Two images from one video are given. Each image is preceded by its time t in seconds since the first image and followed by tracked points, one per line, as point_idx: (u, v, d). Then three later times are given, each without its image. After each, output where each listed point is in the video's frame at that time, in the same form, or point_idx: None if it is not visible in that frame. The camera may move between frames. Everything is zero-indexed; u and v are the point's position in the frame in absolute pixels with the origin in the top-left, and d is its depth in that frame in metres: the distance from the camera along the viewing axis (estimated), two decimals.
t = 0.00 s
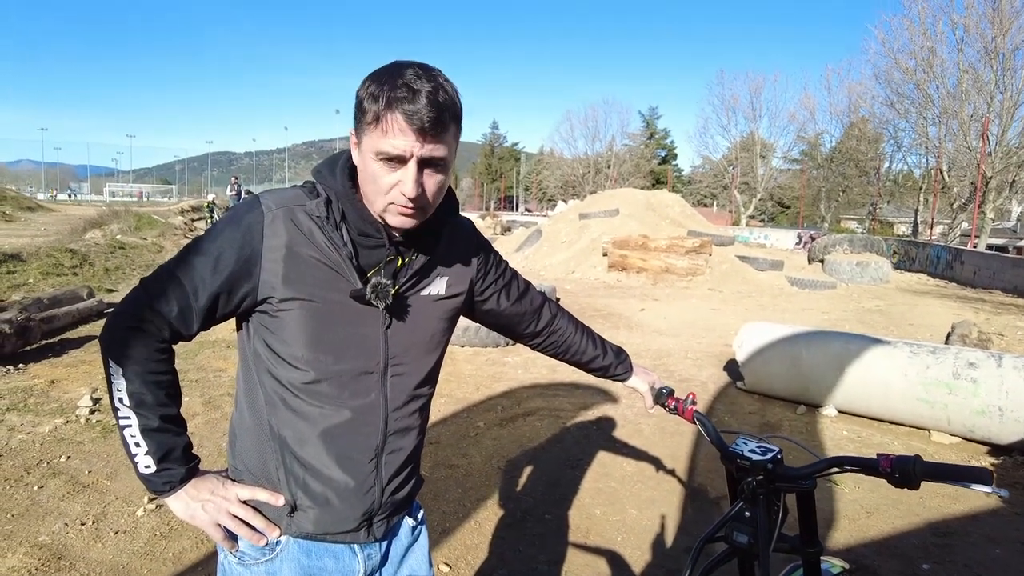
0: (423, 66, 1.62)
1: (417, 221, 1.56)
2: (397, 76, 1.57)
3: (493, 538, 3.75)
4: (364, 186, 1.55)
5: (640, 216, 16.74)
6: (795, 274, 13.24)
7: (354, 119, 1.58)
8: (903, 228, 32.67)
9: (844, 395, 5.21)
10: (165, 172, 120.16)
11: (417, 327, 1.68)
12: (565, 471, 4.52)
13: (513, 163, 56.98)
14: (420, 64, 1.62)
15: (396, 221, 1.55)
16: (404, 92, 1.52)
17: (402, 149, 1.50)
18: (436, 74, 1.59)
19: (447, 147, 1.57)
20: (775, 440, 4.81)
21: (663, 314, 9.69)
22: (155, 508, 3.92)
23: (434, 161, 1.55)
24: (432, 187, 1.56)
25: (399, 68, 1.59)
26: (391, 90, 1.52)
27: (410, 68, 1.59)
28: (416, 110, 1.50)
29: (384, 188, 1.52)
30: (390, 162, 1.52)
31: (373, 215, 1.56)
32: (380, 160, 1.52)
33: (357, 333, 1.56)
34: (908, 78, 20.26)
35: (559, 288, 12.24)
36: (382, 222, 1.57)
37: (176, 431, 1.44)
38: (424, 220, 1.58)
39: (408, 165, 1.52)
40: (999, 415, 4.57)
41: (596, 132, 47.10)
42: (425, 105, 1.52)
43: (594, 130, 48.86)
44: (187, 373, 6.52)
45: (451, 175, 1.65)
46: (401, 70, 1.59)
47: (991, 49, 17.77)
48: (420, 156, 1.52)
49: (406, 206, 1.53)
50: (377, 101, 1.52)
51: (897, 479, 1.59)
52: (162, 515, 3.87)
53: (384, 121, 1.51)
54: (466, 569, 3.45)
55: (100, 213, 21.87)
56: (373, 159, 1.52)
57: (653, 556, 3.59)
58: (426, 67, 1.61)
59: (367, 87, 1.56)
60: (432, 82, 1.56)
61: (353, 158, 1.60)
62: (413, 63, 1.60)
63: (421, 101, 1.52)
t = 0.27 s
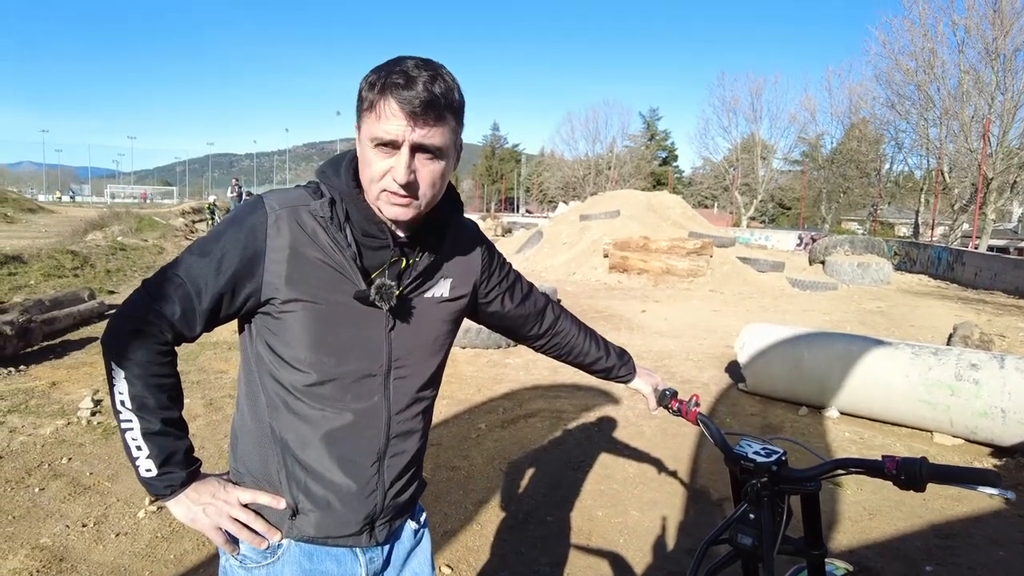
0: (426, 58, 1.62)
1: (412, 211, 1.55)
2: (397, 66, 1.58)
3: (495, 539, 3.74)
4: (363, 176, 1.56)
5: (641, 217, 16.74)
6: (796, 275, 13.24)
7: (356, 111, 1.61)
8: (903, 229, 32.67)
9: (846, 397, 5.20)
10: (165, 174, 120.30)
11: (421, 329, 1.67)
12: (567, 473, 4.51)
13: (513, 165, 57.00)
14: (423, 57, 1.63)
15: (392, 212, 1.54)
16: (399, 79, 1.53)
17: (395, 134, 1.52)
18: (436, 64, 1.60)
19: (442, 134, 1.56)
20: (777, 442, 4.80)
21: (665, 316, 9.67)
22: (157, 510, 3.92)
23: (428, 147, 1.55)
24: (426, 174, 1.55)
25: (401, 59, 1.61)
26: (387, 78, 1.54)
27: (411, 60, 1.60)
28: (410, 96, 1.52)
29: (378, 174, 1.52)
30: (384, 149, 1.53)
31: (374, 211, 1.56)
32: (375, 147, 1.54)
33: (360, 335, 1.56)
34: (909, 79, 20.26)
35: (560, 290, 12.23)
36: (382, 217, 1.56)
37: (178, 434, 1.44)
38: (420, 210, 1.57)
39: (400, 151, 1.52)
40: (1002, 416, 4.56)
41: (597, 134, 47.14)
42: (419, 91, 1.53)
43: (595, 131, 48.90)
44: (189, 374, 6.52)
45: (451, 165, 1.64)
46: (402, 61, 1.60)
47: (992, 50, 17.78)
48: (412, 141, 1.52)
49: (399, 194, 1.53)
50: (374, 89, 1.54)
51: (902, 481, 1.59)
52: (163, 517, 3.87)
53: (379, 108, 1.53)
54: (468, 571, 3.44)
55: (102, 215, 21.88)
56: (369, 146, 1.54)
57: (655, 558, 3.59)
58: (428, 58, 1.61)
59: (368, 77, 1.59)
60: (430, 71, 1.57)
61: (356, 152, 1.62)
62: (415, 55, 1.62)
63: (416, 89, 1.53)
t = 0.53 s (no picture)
0: (432, 63, 1.64)
1: (408, 211, 1.55)
2: (402, 69, 1.60)
3: (496, 541, 3.74)
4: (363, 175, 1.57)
5: (642, 218, 16.73)
6: (797, 277, 13.24)
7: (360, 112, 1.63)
8: (904, 230, 32.66)
9: (847, 398, 5.19)
10: (166, 176, 120.41)
11: (424, 330, 1.67)
12: (568, 474, 4.51)
13: (514, 166, 57.02)
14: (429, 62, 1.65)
15: (388, 212, 1.54)
16: (401, 80, 1.55)
17: (393, 134, 1.53)
18: (441, 68, 1.62)
19: (441, 136, 1.57)
20: (778, 442, 4.80)
21: (665, 317, 9.67)
22: (157, 512, 3.91)
23: (425, 148, 1.55)
24: (422, 174, 1.56)
25: (408, 63, 1.63)
26: (390, 78, 1.56)
27: (417, 64, 1.62)
28: (410, 96, 1.53)
29: (375, 173, 1.53)
30: (382, 148, 1.54)
31: (374, 212, 1.56)
32: (374, 146, 1.55)
33: (363, 337, 1.56)
34: (909, 80, 20.26)
35: (561, 291, 12.24)
36: (381, 218, 1.56)
37: (180, 437, 1.44)
38: (416, 211, 1.57)
39: (397, 151, 1.53)
40: (1003, 418, 4.55)
41: (597, 135, 47.17)
42: (420, 92, 1.54)
43: (595, 132, 48.91)
44: (189, 376, 6.52)
45: (452, 168, 1.64)
46: (408, 65, 1.62)
47: (992, 51, 17.78)
48: (409, 141, 1.53)
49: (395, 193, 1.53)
50: (377, 88, 1.57)
51: (904, 481, 1.59)
52: (164, 518, 3.86)
53: (380, 107, 1.55)
54: (469, 573, 3.44)
55: (102, 217, 21.88)
56: (368, 145, 1.55)
57: (656, 560, 3.58)
58: (433, 62, 1.63)
59: (373, 79, 1.62)
60: (434, 73, 1.59)
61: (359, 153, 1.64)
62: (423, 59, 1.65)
63: (418, 90, 1.54)
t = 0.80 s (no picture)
0: (439, 67, 1.63)
1: (423, 219, 1.56)
2: (412, 73, 1.58)
3: (496, 543, 3.74)
4: (374, 183, 1.56)
5: (642, 220, 16.73)
6: (797, 278, 13.23)
7: (367, 117, 1.61)
8: (904, 231, 32.65)
9: (847, 399, 5.19)
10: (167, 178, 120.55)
11: (425, 332, 1.68)
12: (569, 476, 4.50)
13: (514, 168, 57.05)
14: (436, 66, 1.63)
15: (402, 220, 1.54)
16: (416, 88, 1.54)
17: (411, 144, 1.52)
18: (450, 73, 1.61)
19: (457, 144, 1.57)
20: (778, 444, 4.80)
21: (666, 318, 9.67)
22: (158, 514, 3.91)
23: (442, 157, 1.55)
24: (439, 184, 1.56)
25: (415, 67, 1.61)
26: (403, 86, 1.54)
27: (425, 69, 1.60)
28: (427, 106, 1.52)
29: (391, 182, 1.53)
30: (398, 157, 1.53)
31: (382, 216, 1.56)
32: (389, 155, 1.54)
33: (364, 339, 1.56)
34: (910, 81, 20.27)
35: (561, 292, 12.23)
36: (391, 223, 1.56)
37: (180, 439, 1.43)
38: (431, 219, 1.58)
39: (416, 160, 1.53)
40: (1004, 419, 4.55)
41: (597, 136, 47.19)
42: (437, 101, 1.53)
43: (595, 134, 48.93)
44: (189, 378, 6.51)
45: (463, 175, 1.65)
46: (416, 69, 1.60)
47: (992, 52, 17.79)
48: (427, 150, 1.53)
49: (412, 203, 1.53)
50: (390, 97, 1.55)
51: (906, 483, 1.58)
52: (165, 520, 3.86)
53: (395, 116, 1.53)
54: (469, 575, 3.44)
55: (103, 219, 21.89)
56: (383, 154, 1.54)
57: (657, 561, 3.58)
58: (441, 67, 1.62)
59: (381, 85, 1.59)
60: (446, 80, 1.58)
61: (364, 157, 1.63)
62: (429, 63, 1.63)
63: (433, 98, 1.53)
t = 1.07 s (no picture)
0: (449, 73, 1.63)
1: (432, 225, 1.56)
2: (423, 79, 1.58)
3: (496, 544, 3.73)
4: (383, 188, 1.56)
5: (642, 221, 16.74)
6: (798, 279, 13.23)
7: (377, 122, 1.60)
8: (904, 232, 32.64)
9: (848, 400, 5.19)
10: (167, 179, 120.62)
11: (427, 333, 1.68)
12: (569, 477, 4.50)
13: (514, 169, 57.06)
14: (446, 72, 1.63)
15: (412, 226, 1.55)
16: (428, 95, 1.54)
17: (423, 152, 1.52)
18: (461, 80, 1.61)
19: (467, 152, 1.57)
20: (778, 444, 4.80)
21: (666, 319, 9.66)
22: (158, 515, 3.91)
23: (453, 165, 1.55)
24: (450, 192, 1.57)
25: (425, 73, 1.61)
26: (415, 93, 1.54)
27: (436, 75, 1.60)
28: (439, 114, 1.52)
29: (402, 189, 1.53)
30: (409, 165, 1.54)
31: (389, 220, 1.57)
32: (400, 163, 1.54)
33: (367, 340, 1.56)
34: (910, 82, 20.28)
35: (561, 293, 12.23)
36: (398, 228, 1.57)
37: (179, 441, 1.43)
38: (439, 225, 1.59)
39: (427, 168, 1.53)
40: (1005, 420, 4.55)
41: (597, 137, 47.20)
42: (448, 109, 1.53)
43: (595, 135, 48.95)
44: (189, 379, 6.51)
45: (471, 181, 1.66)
46: (427, 75, 1.60)
47: (992, 53, 17.80)
48: (439, 159, 1.53)
49: (422, 211, 1.54)
50: (401, 103, 1.54)
51: (905, 483, 1.58)
52: (164, 521, 3.86)
53: (407, 123, 1.53)
54: None
55: (103, 220, 21.89)
56: (394, 161, 1.54)
57: (657, 562, 3.58)
58: (452, 73, 1.62)
59: (392, 89, 1.58)
60: (457, 88, 1.58)
61: (372, 160, 1.63)
62: (440, 69, 1.62)
63: (445, 107, 1.53)
